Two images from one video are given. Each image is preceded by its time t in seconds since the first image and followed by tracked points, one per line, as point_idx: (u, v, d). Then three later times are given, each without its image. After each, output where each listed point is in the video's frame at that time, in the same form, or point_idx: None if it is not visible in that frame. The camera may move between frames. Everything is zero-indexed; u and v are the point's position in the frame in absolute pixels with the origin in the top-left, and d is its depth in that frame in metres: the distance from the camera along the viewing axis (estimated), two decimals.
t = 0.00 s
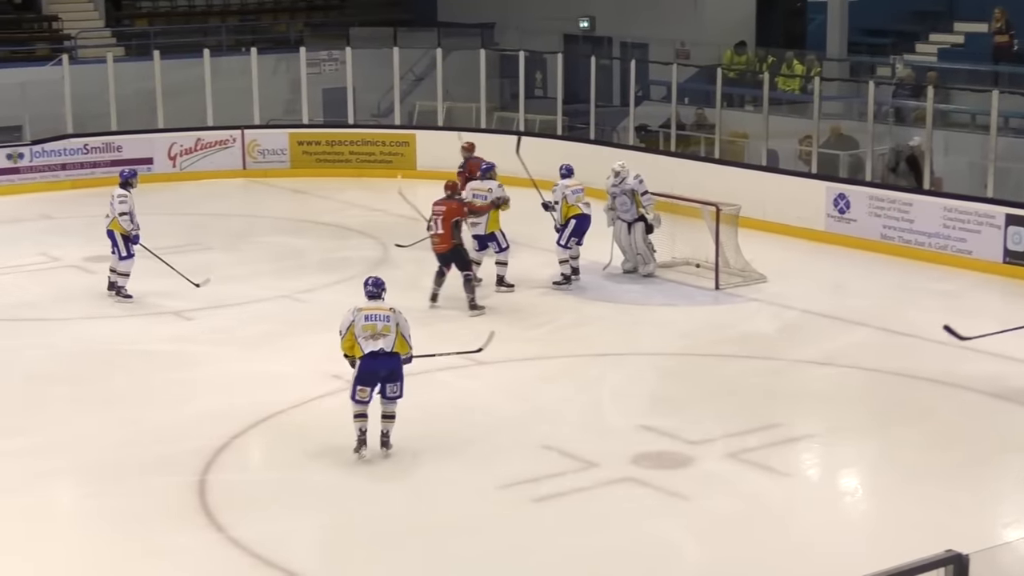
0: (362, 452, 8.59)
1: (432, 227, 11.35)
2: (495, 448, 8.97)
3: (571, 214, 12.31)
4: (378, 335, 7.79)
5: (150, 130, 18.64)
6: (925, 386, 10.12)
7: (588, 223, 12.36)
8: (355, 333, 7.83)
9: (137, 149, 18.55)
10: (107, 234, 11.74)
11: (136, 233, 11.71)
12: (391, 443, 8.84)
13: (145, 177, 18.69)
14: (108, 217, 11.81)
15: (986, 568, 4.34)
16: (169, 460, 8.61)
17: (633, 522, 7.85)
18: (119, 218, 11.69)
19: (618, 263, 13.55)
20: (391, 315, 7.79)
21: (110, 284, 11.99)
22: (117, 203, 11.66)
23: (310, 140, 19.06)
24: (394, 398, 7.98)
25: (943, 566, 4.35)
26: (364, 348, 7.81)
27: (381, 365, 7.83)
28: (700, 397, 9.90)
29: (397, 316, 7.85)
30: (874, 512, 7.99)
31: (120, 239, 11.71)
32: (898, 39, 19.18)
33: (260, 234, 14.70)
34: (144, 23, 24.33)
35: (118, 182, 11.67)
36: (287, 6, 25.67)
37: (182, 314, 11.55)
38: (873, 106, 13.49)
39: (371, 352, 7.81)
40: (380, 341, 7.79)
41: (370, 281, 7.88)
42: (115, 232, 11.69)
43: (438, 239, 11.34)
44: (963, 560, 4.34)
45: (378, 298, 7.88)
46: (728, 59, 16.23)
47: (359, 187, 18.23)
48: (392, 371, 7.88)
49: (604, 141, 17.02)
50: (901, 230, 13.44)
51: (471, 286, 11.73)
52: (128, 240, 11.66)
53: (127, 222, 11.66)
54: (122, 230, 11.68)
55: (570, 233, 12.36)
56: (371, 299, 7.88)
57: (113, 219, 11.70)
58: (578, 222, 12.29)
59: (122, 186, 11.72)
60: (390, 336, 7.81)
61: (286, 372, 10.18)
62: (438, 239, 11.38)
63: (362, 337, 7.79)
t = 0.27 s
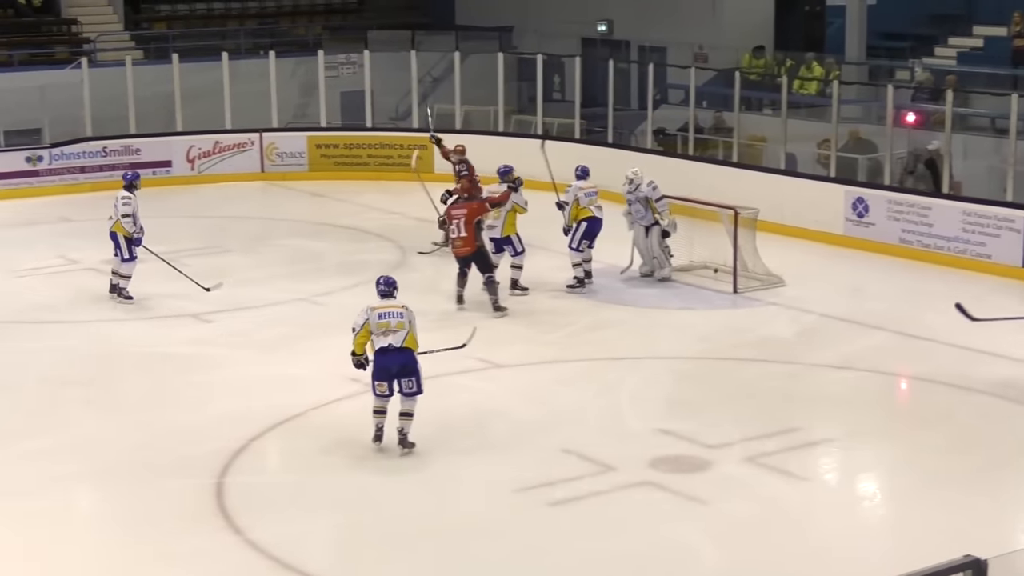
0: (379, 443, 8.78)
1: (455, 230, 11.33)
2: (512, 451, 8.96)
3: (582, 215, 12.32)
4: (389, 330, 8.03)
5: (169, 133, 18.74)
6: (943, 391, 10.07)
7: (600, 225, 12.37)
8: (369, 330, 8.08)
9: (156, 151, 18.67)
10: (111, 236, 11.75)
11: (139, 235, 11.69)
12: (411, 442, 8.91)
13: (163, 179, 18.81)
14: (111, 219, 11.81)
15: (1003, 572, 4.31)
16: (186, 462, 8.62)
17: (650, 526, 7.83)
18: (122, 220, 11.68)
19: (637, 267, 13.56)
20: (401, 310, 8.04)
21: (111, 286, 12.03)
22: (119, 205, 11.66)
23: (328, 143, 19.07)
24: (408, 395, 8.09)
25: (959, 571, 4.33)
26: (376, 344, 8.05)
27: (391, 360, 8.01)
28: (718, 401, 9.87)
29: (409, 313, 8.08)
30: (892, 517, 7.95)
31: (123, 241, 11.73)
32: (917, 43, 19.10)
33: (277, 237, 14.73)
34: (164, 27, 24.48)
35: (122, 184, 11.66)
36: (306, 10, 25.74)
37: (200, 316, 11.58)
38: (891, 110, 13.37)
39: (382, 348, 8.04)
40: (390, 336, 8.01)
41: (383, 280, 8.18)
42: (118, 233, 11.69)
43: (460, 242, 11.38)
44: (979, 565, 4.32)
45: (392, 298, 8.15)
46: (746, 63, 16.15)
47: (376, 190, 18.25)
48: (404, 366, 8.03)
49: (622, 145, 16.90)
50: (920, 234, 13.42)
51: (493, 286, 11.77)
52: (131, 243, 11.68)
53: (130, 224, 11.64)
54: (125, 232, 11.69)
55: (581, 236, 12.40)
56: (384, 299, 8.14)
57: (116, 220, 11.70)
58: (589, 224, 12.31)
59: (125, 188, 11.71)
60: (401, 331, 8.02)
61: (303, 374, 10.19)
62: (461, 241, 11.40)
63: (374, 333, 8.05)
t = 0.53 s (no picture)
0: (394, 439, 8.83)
1: (472, 235, 11.36)
2: (527, 456, 8.87)
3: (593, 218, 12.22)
4: (399, 326, 8.09)
5: (181, 135, 18.73)
6: (964, 396, 9.94)
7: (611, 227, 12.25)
8: (380, 326, 8.13)
9: (167, 154, 18.67)
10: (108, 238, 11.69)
11: (137, 238, 11.64)
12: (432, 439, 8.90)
13: (175, 181, 18.79)
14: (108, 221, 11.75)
15: None
16: (198, 466, 8.54)
17: (666, 531, 7.73)
18: (120, 222, 11.63)
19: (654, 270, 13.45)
20: (411, 308, 8.08)
21: (107, 289, 11.98)
22: (117, 207, 11.61)
23: (341, 145, 19.01)
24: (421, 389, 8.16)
25: None
26: (386, 340, 8.12)
27: (402, 357, 8.08)
28: (734, 406, 9.76)
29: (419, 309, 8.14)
30: (912, 523, 7.83)
31: (122, 243, 11.68)
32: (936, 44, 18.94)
33: (290, 239, 14.67)
34: (176, 28, 24.47)
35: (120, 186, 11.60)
36: (319, 11, 25.68)
37: (212, 320, 11.51)
38: (909, 112, 13.22)
39: (393, 344, 8.11)
40: (400, 332, 8.07)
41: (393, 276, 8.20)
42: (116, 236, 11.64)
43: (476, 246, 11.43)
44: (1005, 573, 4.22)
45: (403, 293, 8.20)
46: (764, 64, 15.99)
47: (391, 192, 18.19)
48: (415, 362, 8.09)
49: (637, 147, 16.82)
50: (940, 237, 13.28)
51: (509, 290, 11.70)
52: (129, 245, 11.63)
53: (128, 226, 11.59)
54: (123, 234, 11.63)
55: (590, 238, 12.27)
56: (395, 294, 8.19)
57: (114, 223, 11.64)
58: (599, 226, 12.18)
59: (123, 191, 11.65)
60: (411, 328, 8.08)
61: (316, 378, 10.11)
62: (477, 246, 11.44)
63: (385, 330, 8.11)
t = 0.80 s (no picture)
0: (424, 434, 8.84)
1: (496, 232, 11.29)
2: (557, 460, 8.69)
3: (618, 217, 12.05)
4: (428, 321, 8.02)
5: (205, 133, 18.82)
6: (1003, 400, 9.70)
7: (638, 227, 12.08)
8: (408, 321, 8.05)
9: (192, 151, 18.77)
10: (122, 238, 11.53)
11: (151, 237, 11.51)
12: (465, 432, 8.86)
13: (199, 180, 18.88)
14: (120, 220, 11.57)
15: None
16: (222, 469, 8.40)
17: (699, 538, 7.53)
18: (134, 221, 11.49)
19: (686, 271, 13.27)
20: (439, 304, 7.99)
21: (119, 289, 11.89)
22: (131, 206, 11.44)
23: (366, 143, 19.05)
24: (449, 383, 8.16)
25: None
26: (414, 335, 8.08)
27: (431, 352, 8.05)
28: (768, 410, 9.56)
29: (447, 304, 8.06)
30: (953, 530, 7.61)
31: (136, 242, 11.54)
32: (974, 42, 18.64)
33: (315, 239, 14.53)
34: (198, 24, 24.32)
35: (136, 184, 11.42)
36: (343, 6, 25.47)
37: (237, 321, 11.38)
38: (947, 110, 12.97)
39: (421, 338, 8.08)
40: (428, 328, 8.02)
41: (422, 269, 8.02)
42: (130, 235, 11.50)
43: (499, 242, 11.38)
44: None
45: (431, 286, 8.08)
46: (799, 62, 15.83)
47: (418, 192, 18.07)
48: (442, 358, 8.07)
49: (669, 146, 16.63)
50: (978, 238, 13.03)
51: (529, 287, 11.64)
52: (144, 245, 11.50)
53: (142, 226, 11.44)
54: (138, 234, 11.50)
55: (616, 239, 12.09)
56: (423, 287, 8.07)
57: (127, 222, 11.49)
58: (626, 226, 12.02)
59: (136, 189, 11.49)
60: (439, 324, 8.01)
61: (342, 381, 9.96)
62: (500, 242, 11.39)
63: (414, 324, 8.05)
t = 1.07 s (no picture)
0: (470, 433, 8.77)
1: (532, 226, 11.33)
2: (600, 467, 8.49)
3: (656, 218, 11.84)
4: (470, 318, 7.90)
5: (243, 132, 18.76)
6: None
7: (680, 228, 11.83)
8: (451, 318, 7.92)
9: (230, 151, 18.71)
10: (149, 238, 11.42)
11: (178, 237, 11.43)
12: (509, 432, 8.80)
13: (237, 180, 18.83)
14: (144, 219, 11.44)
15: None
16: (258, 473, 8.26)
17: (745, 548, 7.31)
18: (161, 221, 11.38)
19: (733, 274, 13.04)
20: (479, 300, 7.86)
21: (139, 290, 11.78)
22: (159, 206, 11.32)
23: (407, 143, 18.93)
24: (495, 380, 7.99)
25: None
26: (457, 332, 7.94)
27: (472, 350, 7.89)
28: (817, 417, 9.31)
29: (490, 299, 7.90)
30: (1009, 543, 7.34)
31: (163, 242, 11.45)
32: None
33: (355, 240, 14.41)
34: (239, 21, 24.28)
35: (164, 184, 11.30)
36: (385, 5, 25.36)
37: (275, 323, 11.26)
38: (1003, 110, 12.65)
39: (464, 336, 7.92)
40: (469, 325, 7.88)
41: (464, 263, 7.92)
42: (156, 235, 11.39)
43: (536, 237, 11.43)
44: None
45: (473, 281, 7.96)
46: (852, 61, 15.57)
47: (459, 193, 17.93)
48: (485, 355, 7.90)
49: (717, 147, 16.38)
50: None
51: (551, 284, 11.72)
52: (172, 245, 11.41)
53: (170, 225, 11.36)
54: (165, 234, 11.40)
55: (658, 240, 11.86)
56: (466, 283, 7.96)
57: (154, 222, 11.37)
58: (667, 228, 11.77)
59: (160, 189, 11.38)
60: (481, 320, 7.88)
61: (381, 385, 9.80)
62: (535, 236, 11.43)
63: (456, 321, 7.91)
